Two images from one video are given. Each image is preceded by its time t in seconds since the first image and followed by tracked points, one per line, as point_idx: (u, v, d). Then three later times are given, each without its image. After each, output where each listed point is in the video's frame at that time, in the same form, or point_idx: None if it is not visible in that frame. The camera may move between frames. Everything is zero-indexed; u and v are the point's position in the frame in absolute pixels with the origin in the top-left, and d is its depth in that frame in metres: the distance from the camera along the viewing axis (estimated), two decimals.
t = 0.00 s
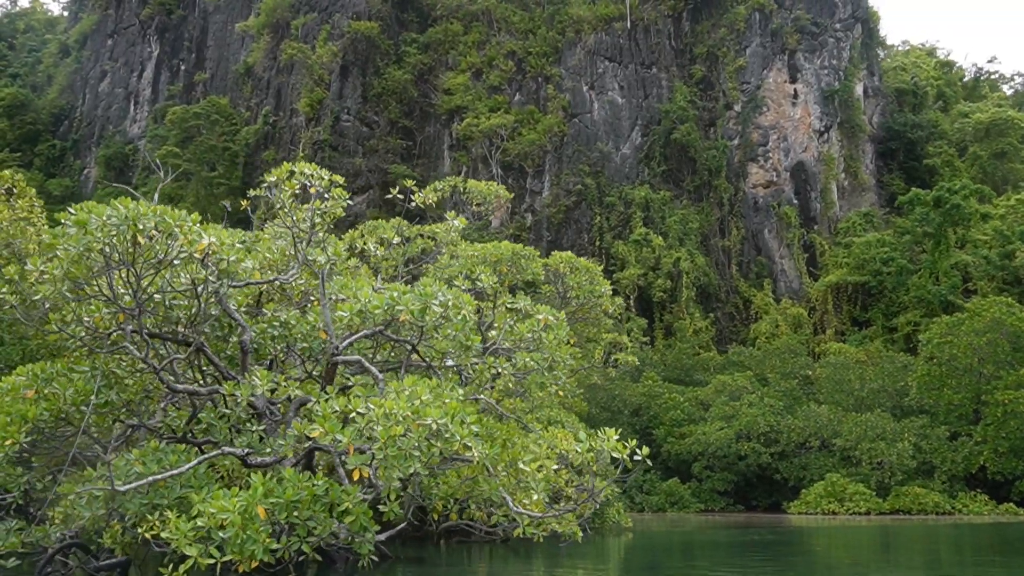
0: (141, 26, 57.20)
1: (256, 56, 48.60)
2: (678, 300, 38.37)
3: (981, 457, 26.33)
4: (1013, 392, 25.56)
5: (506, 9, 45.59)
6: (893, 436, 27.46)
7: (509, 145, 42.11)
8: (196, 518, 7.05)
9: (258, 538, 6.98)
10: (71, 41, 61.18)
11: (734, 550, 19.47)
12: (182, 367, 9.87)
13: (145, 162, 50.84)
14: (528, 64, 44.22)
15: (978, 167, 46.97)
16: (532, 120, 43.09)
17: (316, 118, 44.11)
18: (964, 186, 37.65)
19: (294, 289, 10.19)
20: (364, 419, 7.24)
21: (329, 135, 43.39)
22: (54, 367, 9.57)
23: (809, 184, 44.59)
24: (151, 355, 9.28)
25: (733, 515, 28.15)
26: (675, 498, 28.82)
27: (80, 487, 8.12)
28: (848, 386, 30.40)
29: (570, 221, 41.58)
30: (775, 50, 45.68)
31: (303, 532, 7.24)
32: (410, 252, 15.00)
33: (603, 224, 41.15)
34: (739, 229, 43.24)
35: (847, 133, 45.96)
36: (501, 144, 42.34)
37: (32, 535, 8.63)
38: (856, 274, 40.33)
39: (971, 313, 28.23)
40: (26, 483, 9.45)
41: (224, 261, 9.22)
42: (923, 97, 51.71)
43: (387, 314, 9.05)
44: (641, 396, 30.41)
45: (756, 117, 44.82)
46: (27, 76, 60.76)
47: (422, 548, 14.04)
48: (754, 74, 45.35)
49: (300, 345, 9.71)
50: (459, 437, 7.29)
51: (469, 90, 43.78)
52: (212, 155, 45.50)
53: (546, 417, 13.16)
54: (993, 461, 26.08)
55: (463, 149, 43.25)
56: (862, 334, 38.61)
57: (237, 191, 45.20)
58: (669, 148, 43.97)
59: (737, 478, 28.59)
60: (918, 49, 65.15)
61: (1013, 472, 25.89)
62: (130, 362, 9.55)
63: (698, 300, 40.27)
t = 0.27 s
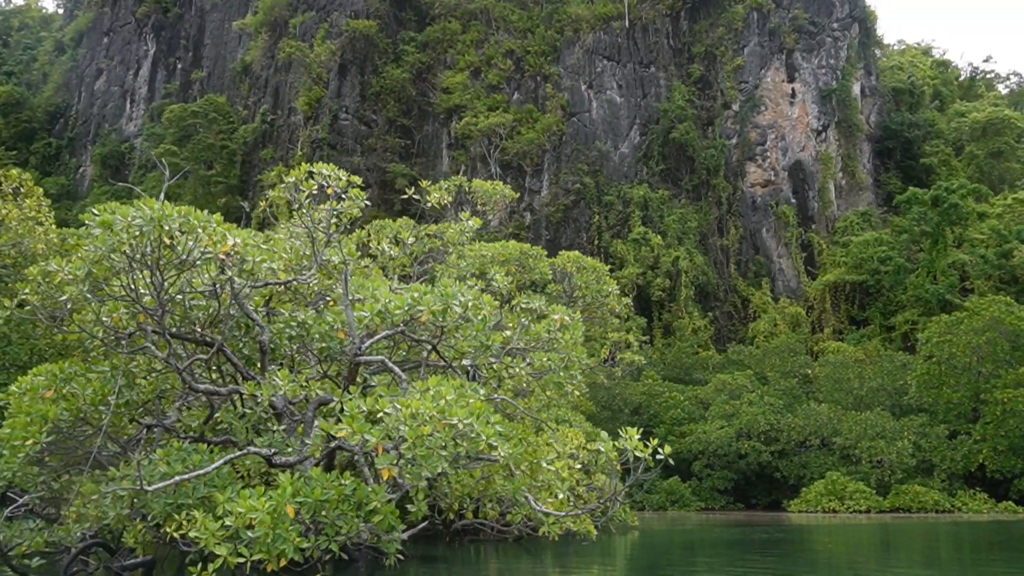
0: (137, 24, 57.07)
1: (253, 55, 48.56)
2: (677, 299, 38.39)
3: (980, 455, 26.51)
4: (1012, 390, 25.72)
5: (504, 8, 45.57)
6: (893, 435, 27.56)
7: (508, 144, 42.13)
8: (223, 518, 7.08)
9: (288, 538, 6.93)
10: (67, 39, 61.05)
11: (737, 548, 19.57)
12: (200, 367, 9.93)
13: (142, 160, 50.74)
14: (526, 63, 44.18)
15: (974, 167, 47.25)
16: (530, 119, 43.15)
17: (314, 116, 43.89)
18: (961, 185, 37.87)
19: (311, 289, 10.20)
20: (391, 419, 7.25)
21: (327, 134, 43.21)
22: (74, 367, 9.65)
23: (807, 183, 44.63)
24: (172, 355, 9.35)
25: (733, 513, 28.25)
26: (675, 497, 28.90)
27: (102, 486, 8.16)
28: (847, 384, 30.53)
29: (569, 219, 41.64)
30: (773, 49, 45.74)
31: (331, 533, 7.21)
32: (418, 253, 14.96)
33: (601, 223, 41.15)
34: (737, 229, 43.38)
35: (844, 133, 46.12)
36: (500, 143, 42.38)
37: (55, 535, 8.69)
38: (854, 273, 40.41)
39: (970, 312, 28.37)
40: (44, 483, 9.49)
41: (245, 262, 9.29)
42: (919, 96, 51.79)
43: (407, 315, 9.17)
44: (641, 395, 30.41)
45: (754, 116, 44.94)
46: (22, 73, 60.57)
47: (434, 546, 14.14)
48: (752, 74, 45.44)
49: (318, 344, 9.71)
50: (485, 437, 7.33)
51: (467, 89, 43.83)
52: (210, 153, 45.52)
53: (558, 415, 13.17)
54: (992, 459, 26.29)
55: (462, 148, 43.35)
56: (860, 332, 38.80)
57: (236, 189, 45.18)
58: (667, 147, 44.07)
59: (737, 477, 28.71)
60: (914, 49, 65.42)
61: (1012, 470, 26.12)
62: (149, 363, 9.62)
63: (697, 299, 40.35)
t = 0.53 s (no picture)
0: (136, 23, 57.00)
1: (253, 54, 48.55)
2: (678, 298, 38.47)
3: (982, 454, 26.59)
4: (1013, 390, 25.79)
5: (505, 7, 45.51)
6: (895, 434, 27.64)
7: (509, 144, 42.07)
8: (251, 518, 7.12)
9: (319, 537, 6.97)
10: (65, 38, 60.98)
11: (741, 548, 19.64)
12: (219, 367, 9.99)
13: (141, 160, 50.71)
14: (527, 63, 44.21)
15: (973, 167, 47.38)
16: (531, 119, 43.17)
17: (316, 116, 44.01)
18: (961, 186, 38.23)
19: (330, 289, 10.22)
20: (418, 419, 7.28)
21: (328, 133, 43.17)
22: (92, 368, 9.71)
23: (807, 183, 44.76)
24: (193, 355, 9.40)
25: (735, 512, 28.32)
26: (678, 497, 28.96)
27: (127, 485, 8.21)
28: (848, 384, 30.62)
29: (570, 219, 41.70)
30: (773, 49, 45.84)
31: (359, 532, 7.25)
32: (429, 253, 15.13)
33: (602, 222, 41.26)
34: (737, 229, 43.45)
35: (844, 133, 46.25)
36: (501, 143, 42.21)
37: (80, 534, 8.78)
38: (854, 273, 40.50)
39: (971, 312, 28.48)
40: (64, 483, 9.58)
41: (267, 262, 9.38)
42: (918, 97, 51.95)
43: (432, 314, 9.15)
44: (643, 395, 30.45)
45: (754, 116, 45.01)
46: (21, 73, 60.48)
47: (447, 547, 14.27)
48: (752, 74, 45.51)
49: (336, 344, 9.73)
50: (510, 436, 7.36)
51: (468, 89, 43.72)
52: (210, 153, 45.79)
53: (569, 415, 13.17)
54: (993, 459, 26.39)
55: (463, 147, 43.31)
56: (860, 332, 38.90)
57: (236, 189, 45.21)
58: (667, 147, 44.13)
59: (739, 476, 28.81)
60: (912, 49, 65.51)
61: (1014, 469, 26.23)
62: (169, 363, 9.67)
63: (697, 299, 40.43)
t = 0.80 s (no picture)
0: (135, 22, 56.91)
1: (254, 53, 48.58)
2: (679, 297, 38.50)
3: (983, 453, 26.67)
4: (1015, 389, 25.75)
5: (505, 7, 45.60)
6: (897, 433, 27.75)
7: (510, 143, 42.15)
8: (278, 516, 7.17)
9: (347, 536, 7.06)
10: (64, 37, 60.89)
11: (745, 546, 19.71)
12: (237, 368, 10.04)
13: (140, 159, 50.69)
14: (528, 62, 44.26)
15: (972, 167, 47.55)
16: (532, 118, 43.20)
17: (316, 115, 43.78)
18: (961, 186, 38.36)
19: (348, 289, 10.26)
20: (443, 418, 7.33)
21: (329, 132, 43.05)
22: (111, 368, 9.74)
23: (807, 183, 44.88)
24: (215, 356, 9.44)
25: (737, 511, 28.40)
26: (680, 496, 29.00)
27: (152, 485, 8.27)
28: (850, 382, 30.75)
29: (570, 218, 41.74)
30: (773, 49, 45.92)
31: (386, 532, 7.31)
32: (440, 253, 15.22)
33: (603, 222, 41.32)
34: (737, 228, 43.49)
35: (843, 133, 46.47)
36: (502, 142, 42.24)
37: (103, 534, 8.84)
38: (854, 273, 40.58)
39: (973, 311, 28.59)
40: (82, 482, 9.61)
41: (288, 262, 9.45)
42: (917, 96, 52.09)
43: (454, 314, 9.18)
44: (645, 393, 30.47)
45: (754, 116, 45.09)
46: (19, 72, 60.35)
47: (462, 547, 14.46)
48: (752, 74, 45.58)
49: (354, 343, 9.77)
50: (535, 436, 7.44)
51: (469, 88, 43.70)
52: (210, 152, 45.95)
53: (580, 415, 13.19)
54: (995, 457, 26.41)
55: (463, 147, 43.37)
56: (860, 331, 38.98)
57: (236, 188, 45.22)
58: (667, 147, 44.18)
59: (741, 475, 28.95)
60: (909, 48, 65.69)
61: (1016, 468, 26.23)
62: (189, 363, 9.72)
63: (698, 298, 40.49)
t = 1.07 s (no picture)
0: (132, 20, 56.75)
1: (252, 52, 48.57)
2: (678, 296, 38.55)
3: (984, 451, 26.77)
4: (1014, 387, 25.79)
5: (504, 5, 45.41)
6: (898, 430, 27.87)
7: (509, 142, 42.27)
8: (307, 515, 7.24)
9: (377, 534, 7.15)
10: (61, 35, 60.74)
11: (748, 543, 19.76)
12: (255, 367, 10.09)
13: (138, 157, 50.65)
14: (526, 61, 44.14)
15: (970, 165, 47.75)
16: (531, 117, 43.20)
17: (315, 114, 43.74)
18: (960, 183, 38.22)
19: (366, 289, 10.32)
20: (470, 417, 7.40)
21: (328, 131, 42.99)
22: (131, 367, 9.79)
23: (805, 181, 44.92)
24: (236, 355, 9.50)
25: (738, 508, 28.51)
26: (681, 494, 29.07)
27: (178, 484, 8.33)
28: (850, 380, 30.88)
29: (569, 217, 41.80)
30: (771, 48, 45.95)
31: (413, 530, 7.37)
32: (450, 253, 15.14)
33: (602, 220, 41.38)
34: (736, 226, 43.64)
35: (841, 131, 46.53)
36: (500, 141, 42.44)
37: (126, 532, 8.93)
38: (852, 271, 40.69)
39: (972, 308, 28.67)
40: (102, 480, 9.65)
41: (310, 262, 9.51)
42: (915, 95, 52.17)
43: (474, 314, 9.19)
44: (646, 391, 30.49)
45: (752, 114, 45.19)
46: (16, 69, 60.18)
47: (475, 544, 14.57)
48: (750, 72, 45.65)
49: (371, 342, 9.86)
50: (561, 434, 7.55)
51: (467, 86, 43.79)
52: (208, 150, 45.94)
53: (590, 414, 13.22)
54: (995, 455, 26.49)
55: (462, 145, 43.51)
56: (858, 329, 39.14)
57: (235, 186, 45.21)
58: (666, 145, 44.27)
59: (742, 473, 29.08)
60: (906, 46, 65.87)
61: (1016, 465, 26.30)
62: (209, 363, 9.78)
63: (697, 297, 40.56)
